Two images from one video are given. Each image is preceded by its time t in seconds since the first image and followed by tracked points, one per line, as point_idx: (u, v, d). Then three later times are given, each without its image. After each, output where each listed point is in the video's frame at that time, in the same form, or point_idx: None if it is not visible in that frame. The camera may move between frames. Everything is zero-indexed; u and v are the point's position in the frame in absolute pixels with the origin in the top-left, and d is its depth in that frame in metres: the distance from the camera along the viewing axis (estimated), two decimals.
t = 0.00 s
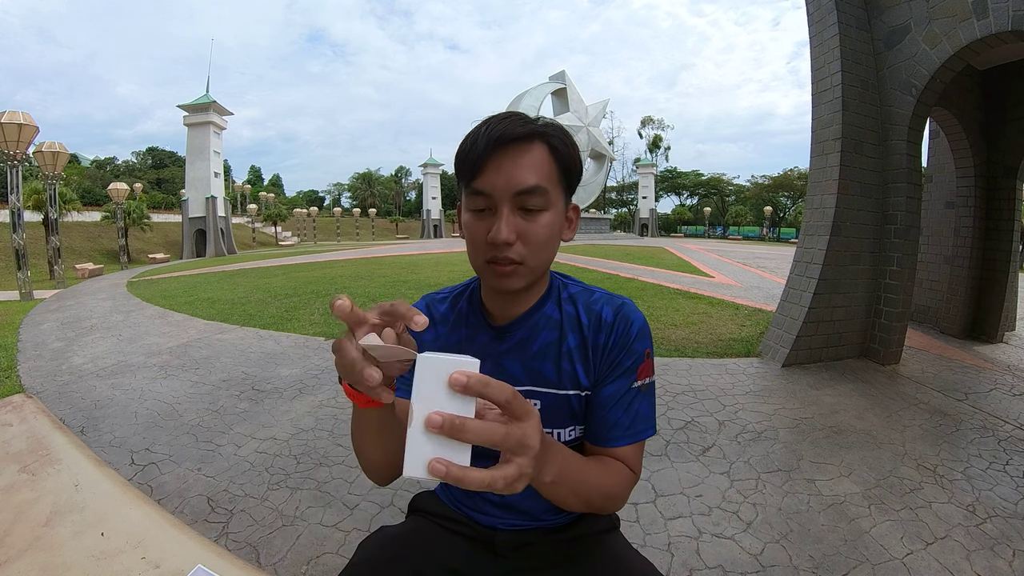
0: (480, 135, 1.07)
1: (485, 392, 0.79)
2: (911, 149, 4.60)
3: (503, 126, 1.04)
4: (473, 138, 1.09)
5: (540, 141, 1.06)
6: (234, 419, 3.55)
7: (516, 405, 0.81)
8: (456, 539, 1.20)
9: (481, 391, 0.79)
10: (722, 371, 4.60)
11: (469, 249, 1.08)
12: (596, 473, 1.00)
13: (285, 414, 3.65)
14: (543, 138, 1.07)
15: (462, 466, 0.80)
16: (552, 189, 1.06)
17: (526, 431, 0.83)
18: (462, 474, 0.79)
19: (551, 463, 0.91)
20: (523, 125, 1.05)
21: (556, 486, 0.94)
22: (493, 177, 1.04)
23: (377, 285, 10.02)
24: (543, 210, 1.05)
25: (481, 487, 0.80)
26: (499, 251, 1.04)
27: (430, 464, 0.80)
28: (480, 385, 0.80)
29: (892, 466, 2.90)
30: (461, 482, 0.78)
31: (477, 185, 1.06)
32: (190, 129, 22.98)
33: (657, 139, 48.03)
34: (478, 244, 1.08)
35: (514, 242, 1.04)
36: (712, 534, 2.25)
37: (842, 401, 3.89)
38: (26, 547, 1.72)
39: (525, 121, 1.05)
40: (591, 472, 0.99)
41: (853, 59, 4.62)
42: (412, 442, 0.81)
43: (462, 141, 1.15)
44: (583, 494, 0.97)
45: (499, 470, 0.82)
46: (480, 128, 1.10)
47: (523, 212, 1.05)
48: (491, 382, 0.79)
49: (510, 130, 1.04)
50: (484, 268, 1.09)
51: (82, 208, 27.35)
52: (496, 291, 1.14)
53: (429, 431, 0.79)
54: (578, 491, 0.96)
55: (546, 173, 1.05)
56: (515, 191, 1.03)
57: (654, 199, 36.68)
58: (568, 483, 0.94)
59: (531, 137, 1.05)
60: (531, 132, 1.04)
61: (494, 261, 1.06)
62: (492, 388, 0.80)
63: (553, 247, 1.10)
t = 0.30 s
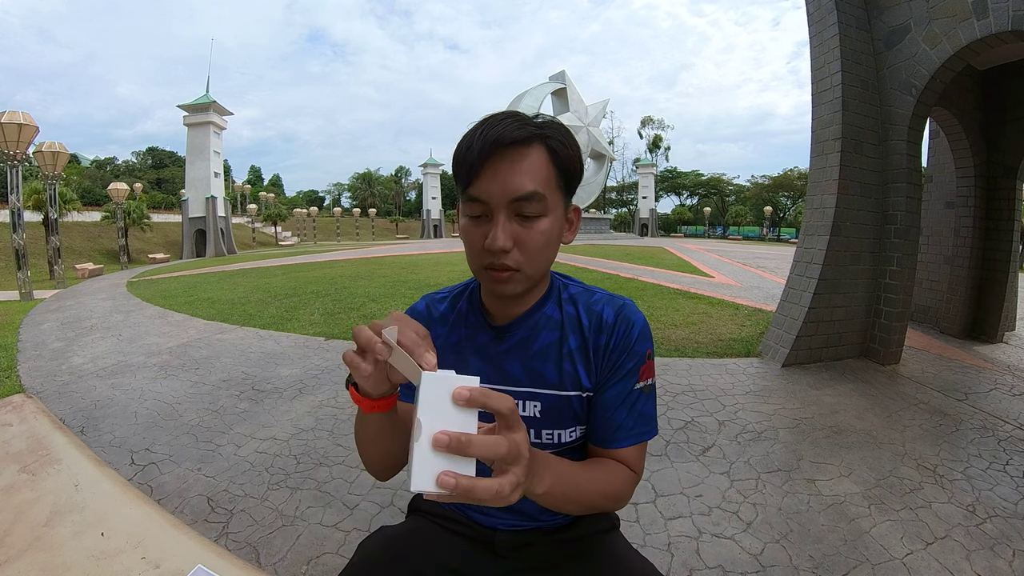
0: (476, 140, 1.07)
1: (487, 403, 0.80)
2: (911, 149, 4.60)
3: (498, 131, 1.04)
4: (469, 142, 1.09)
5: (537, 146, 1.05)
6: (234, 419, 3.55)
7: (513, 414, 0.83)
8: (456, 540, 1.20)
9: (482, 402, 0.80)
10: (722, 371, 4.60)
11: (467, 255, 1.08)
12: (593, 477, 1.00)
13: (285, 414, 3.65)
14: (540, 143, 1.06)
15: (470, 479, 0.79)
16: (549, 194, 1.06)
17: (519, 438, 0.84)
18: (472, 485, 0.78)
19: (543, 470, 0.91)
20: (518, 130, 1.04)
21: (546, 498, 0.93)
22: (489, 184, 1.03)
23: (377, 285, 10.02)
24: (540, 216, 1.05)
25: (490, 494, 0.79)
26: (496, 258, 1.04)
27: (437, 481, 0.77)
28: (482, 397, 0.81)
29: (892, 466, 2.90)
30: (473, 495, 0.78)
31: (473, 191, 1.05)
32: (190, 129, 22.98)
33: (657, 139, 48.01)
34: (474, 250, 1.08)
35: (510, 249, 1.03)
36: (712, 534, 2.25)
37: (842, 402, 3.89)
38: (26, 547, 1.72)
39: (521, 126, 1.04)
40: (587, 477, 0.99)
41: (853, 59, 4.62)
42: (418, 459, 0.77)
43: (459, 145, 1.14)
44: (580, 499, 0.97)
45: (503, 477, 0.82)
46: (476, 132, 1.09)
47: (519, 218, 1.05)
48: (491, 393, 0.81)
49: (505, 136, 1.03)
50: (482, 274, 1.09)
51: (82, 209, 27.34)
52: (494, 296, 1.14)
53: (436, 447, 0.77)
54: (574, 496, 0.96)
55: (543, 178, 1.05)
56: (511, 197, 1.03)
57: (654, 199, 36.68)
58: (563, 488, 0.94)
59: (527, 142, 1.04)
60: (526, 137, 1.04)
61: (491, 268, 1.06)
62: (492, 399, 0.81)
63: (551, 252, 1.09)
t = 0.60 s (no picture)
0: (467, 143, 1.07)
1: (492, 412, 0.82)
2: (911, 149, 4.60)
3: (489, 132, 1.04)
4: (460, 146, 1.09)
5: (529, 145, 1.05)
6: (234, 419, 3.55)
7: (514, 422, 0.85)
8: (456, 539, 1.20)
9: (487, 413, 0.82)
10: (722, 371, 4.60)
11: (463, 258, 1.08)
12: (587, 481, 1.01)
13: (285, 414, 3.65)
14: (532, 142, 1.05)
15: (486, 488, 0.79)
16: (543, 193, 1.05)
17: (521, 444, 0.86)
18: (488, 493, 0.78)
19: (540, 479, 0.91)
20: (509, 130, 1.03)
21: (543, 506, 0.93)
22: (482, 187, 1.03)
23: (377, 285, 10.01)
24: (535, 216, 1.04)
25: (506, 501, 0.80)
26: (492, 260, 1.04)
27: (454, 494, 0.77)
28: (485, 408, 0.83)
29: (892, 466, 2.90)
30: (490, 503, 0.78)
31: (467, 195, 1.05)
32: (190, 129, 22.98)
33: (657, 139, 48.00)
34: (471, 254, 1.08)
35: (506, 251, 1.03)
36: (712, 534, 2.25)
37: (842, 401, 3.89)
38: (26, 547, 1.71)
39: (511, 127, 1.04)
40: (584, 482, 1.00)
41: (853, 59, 4.62)
42: (433, 474, 0.77)
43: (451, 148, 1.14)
44: (578, 504, 0.97)
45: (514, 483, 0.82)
46: (467, 134, 1.09)
47: (514, 219, 1.04)
48: (494, 404, 0.83)
49: (495, 138, 1.03)
50: (479, 277, 1.09)
51: (82, 209, 27.32)
52: (493, 298, 1.14)
53: (447, 461, 0.78)
54: (571, 501, 0.96)
55: (536, 178, 1.04)
56: (504, 199, 1.02)
57: (654, 199, 36.68)
58: (558, 495, 0.94)
59: (518, 143, 1.04)
60: (517, 138, 1.03)
61: (488, 270, 1.06)
62: (495, 409, 0.83)
63: (548, 252, 1.09)
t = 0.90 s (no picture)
0: (456, 149, 1.06)
1: (461, 462, 0.77)
2: (911, 149, 4.60)
3: (478, 138, 1.03)
4: (450, 152, 1.08)
5: (519, 149, 1.03)
6: (234, 419, 3.55)
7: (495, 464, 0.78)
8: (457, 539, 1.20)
9: (456, 462, 0.77)
10: (722, 371, 4.60)
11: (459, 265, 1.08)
12: (607, 483, 1.00)
13: (285, 414, 3.65)
14: (522, 145, 1.04)
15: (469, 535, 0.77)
16: (535, 198, 1.04)
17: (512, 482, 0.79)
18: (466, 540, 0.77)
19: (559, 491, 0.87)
20: (498, 135, 1.02)
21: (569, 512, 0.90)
22: (473, 194, 1.03)
23: (377, 285, 10.01)
24: (528, 221, 1.03)
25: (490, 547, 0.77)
26: (486, 267, 1.04)
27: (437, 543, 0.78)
28: (454, 459, 0.77)
29: (892, 466, 2.90)
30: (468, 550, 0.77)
31: (458, 202, 1.05)
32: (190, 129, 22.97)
33: (657, 139, 48.00)
34: (465, 260, 1.08)
35: (499, 258, 1.03)
36: (712, 534, 2.25)
37: (842, 401, 3.89)
38: (26, 547, 1.71)
39: (500, 131, 1.03)
40: (600, 483, 0.99)
41: (853, 59, 4.62)
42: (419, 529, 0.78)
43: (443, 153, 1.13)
44: (598, 506, 0.96)
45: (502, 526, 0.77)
46: (457, 140, 1.08)
47: (506, 225, 1.04)
48: (463, 451, 0.77)
49: (485, 143, 1.02)
50: (475, 283, 1.09)
51: (82, 208, 27.31)
52: (491, 303, 1.14)
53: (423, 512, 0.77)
54: (593, 502, 0.96)
55: (527, 182, 1.03)
56: (495, 206, 1.01)
57: (654, 199, 36.67)
58: (582, 498, 0.93)
59: (508, 147, 1.02)
60: (506, 142, 1.02)
61: (483, 277, 1.06)
62: (466, 457, 0.77)
63: (543, 256, 1.08)
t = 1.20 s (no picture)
0: (450, 155, 1.05)
1: (446, 485, 0.77)
2: (911, 150, 4.60)
3: (472, 143, 1.02)
4: (444, 157, 1.08)
5: (514, 153, 1.02)
6: (234, 419, 3.55)
7: (482, 478, 0.77)
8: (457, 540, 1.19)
9: (441, 486, 0.77)
10: (722, 371, 4.60)
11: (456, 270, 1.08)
12: (630, 480, 1.01)
13: (285, 414, 3.65)
14: (517, 149, 1.03)
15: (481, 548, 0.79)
16: (531, 203, 1.03)
17: (508, 490, 0.77)
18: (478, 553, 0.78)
19: (575, 485, 0.84)
20: (493, 140, 1.02)
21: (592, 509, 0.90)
22: (468, 200, 1.02)
23: (377, 285, 10.01)
24: (524, 227, 1.03)
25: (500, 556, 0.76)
26: (483, 273, 1.04)
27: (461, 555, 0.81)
28: (438, 482, 0.78)
29: (892, 466, 2.90)
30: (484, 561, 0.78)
31: (454, 208, 1.05)
32: (189, 129, 22.96)
33: (657, 139, 48.01)
34: (462, 266, 1.08)
35: (496, 264, 1.03)
36: (712, 534, 2.25)
37: (843, 402, 3.89)
38: (26, 547, 1.71)
39: (494, 136, 1.02)
40: (625, 483, 0.98)
41: (854, 59, 4.62)
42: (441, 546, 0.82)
43: (438, 155, 1.13)
44: (622, 503, 0.97)
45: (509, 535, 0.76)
46: (452, 143, 1.08)
47: (502, 231, 1.03)
48: (444, 474, 0.78)
49: (479, 148, 1.01)
50: (473, 289, 1.10)
51: (82, 208, 27.29)
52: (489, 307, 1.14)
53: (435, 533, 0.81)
54: (618, 498, 0.96)
55: (523, 187, 1.02)
56: (491, 212, 1.01)
57: (654, 199, 36.68)
58: (608, 490, 0.93)
59: (503, 152, 1.01)
60: (500, 147, 1.01)
61: (480, 282, 1.06)
62: (449, 479, 0.78)
63: (540, 260, 1.08)
